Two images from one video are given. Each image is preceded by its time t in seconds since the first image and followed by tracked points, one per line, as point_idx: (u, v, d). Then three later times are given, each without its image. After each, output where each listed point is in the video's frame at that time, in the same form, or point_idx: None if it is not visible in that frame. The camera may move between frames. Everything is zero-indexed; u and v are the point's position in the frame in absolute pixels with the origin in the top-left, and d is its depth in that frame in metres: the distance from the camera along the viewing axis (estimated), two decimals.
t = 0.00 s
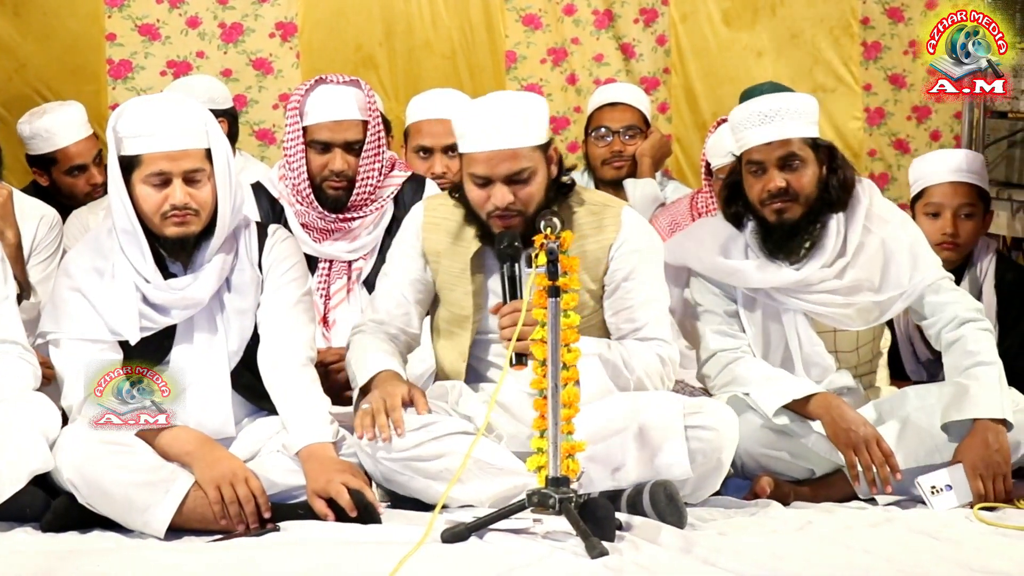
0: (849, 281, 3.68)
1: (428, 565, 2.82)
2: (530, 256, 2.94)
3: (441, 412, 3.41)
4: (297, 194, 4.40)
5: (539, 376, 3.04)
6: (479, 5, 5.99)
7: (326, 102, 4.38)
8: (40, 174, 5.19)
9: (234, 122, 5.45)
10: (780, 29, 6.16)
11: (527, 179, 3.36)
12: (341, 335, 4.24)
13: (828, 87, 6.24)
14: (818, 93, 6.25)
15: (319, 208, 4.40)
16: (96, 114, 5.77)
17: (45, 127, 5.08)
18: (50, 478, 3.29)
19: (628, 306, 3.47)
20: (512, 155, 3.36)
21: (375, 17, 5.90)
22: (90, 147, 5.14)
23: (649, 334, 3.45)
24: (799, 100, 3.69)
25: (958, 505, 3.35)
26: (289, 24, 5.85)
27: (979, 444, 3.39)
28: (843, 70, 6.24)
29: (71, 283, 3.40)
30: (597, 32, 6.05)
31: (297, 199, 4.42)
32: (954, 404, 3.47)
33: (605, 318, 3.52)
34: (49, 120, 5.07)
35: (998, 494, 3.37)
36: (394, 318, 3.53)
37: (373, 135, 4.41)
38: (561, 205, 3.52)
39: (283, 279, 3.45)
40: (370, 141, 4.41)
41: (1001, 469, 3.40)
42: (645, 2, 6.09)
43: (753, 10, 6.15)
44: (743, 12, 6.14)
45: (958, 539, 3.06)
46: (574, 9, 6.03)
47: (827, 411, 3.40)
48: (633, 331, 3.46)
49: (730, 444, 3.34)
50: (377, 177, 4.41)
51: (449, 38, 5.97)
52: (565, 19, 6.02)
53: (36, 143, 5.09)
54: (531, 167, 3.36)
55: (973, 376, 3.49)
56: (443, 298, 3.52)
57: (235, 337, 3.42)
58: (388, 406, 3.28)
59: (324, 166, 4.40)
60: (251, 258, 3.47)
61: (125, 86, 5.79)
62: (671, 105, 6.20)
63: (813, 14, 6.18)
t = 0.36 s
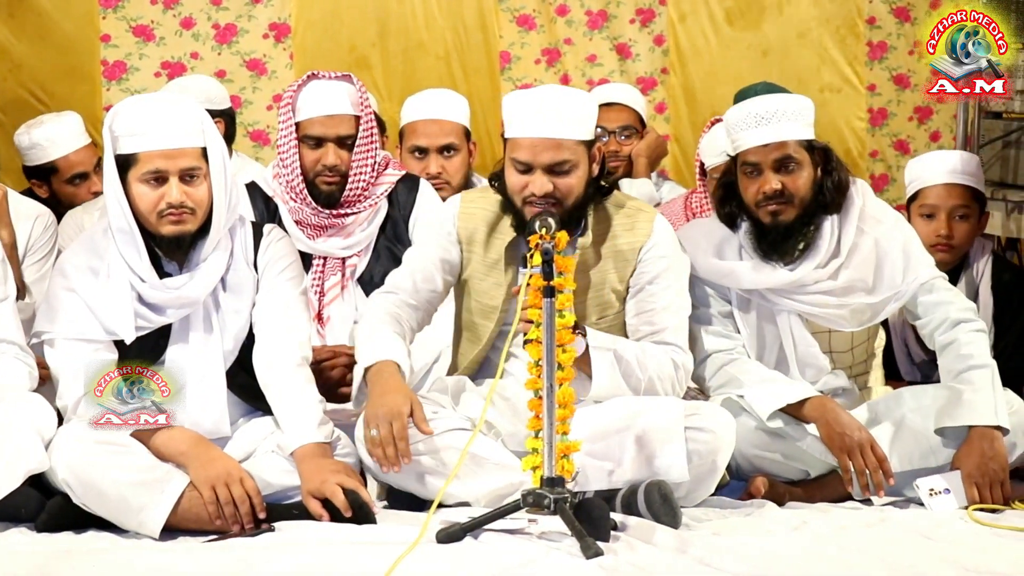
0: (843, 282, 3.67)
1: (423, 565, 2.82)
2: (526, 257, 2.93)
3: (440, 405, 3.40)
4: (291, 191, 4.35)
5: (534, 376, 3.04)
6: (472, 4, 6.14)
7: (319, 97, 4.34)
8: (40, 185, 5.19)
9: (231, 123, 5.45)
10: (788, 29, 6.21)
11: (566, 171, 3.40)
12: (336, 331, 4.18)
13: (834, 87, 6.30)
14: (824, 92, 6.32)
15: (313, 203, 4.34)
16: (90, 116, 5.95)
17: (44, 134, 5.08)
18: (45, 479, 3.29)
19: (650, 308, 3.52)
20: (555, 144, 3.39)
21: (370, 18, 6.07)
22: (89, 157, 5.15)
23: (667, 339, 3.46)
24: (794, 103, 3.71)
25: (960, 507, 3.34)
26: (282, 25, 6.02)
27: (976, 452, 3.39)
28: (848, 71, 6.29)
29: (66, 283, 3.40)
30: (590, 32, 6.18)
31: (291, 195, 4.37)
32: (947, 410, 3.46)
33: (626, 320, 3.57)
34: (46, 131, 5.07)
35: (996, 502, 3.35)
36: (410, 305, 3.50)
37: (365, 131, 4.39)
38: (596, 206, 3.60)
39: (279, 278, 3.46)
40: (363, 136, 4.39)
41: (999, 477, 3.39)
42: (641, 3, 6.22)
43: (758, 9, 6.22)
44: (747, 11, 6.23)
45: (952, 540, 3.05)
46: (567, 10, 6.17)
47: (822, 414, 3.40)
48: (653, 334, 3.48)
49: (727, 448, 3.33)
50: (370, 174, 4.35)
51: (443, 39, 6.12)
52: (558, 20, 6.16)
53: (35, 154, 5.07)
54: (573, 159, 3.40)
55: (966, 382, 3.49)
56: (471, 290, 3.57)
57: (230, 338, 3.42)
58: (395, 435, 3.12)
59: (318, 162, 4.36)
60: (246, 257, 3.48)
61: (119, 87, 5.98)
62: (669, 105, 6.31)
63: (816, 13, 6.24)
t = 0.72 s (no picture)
0: (860, 285, 3.64)
1: (420, 565, 2.82)
2: (523, 257, 2.92)
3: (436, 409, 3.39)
4: (287, 196, 4.31)
5: (531, 376, 3.03)
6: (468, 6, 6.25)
7: (315, 105, 4.31)
8: (35, 185, 5.20)
9: (229, 123, 5.45)
10: (790, 27, 6.30)
11: (558, 170, 3.41)
12: (333, 335, 4.20)
13: (835, 86, 6.36)
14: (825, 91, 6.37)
15: (310, 210, 4.31)
16: (85, 114, 6.09)
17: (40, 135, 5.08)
18: (41, 479, 3.30)
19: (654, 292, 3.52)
20: (545, 144, 3.40)
21: (365, 20, 6.20)
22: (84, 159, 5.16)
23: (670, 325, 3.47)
24: (826, 108, 3.68)
25: (956, 507, 3.33)
26: (278, 26, 6.19)
27: (973, 454, 3.39)
28: (850, 70, 6.36)
29: (61, 283, 3.40)
30: (585, 33, 6.37)
31: (287, 201, 4.33)
32: (952, 408, 3.47)
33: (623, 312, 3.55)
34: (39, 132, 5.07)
35: (991, 502, 3.35)
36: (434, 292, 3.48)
37: (363, 138, 4.34)
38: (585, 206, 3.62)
39: (276, 278, 3.47)
40: (361, 142, 4.33)
41: (995, 478, 3.39)
42: (641, 2, 6.38)
43: (760, 8, 6.33)
44: (750, 10, 6.33)
45: (948, 539, 3.05)
46: (562, 10, 6.36)
47: (824, 418, 3.40)
48: (656, 321, 3.48)
49: (724, 448, 3.34)
50: (367, 180, 4.30)
51: (439, 39, 6.23)
52: (552, 20, 6.36)
53: (27, 154, 5.08)
54: (563, 157, 3.42)
55: (975, 386, 3.50)
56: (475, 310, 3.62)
57: (227, 338, 3.43)
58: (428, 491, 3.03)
59: (314, 169, 4.34)
60: (243, 258, 3.49)
61: (115, 87, 6.14)
62: (670, 104, 6.42)
63: (818, 10, 6.31)
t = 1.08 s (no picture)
0: (854, 286, 3.63)
1: (417, 565, 2.82)
2: (519, 256, 2.92)
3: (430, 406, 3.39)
4: (285, 198, 4.30)
5: (528, 376, 3.03)
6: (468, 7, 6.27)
7: (315, 108, 4.30)
8: (21, 161, 5.26)
9: (228, 123, 5.46)
10: (790, 26, 6.25)
11: (537, 172, 3.35)
12: (331, 337, 4.19)
13: (836, 86, 6.27)
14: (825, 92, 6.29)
15: (308, 213, 4.31)
16: (82, 115, 6.11)
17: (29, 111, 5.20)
18: (39, 479, 3.30)
19: (635, 287, 3.47)
20: (523, 146, 3.34)
21: (361, 21, 6.22)
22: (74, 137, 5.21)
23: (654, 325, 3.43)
24: (807, 111, 3.64)
25: (952, 506, 3.34)
26: (274, 26, 6.20)
27: (971, 452, 3.39)
28: (851, 70, 6.25)
29: (60, 284, 3.40)
30: (584, 32, 6.47)
31: (285, 203, 4.32)
32: (948, 408, 3.49)
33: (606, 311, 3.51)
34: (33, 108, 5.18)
35: (987, 501, 3.36)
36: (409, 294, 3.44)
37: (361, 139, 4.33)
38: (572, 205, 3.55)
39: (274, 279, 3.46)
40: (359, 145, 4.33)
41: (992, 478, 3.39)
42: (640, 2, 6.49)
43: (760, 8, 6.30)
44: (749, 11, 6.32)
45: (946, 540, 3.05)
46: (561, 10, 6.45)
47: (822, 416, 3.39)
48: (640, 322, 3.44)
49: (722, 449, 3.34)
50: (366, 182, 4.33)
51: (439, 40, 6.25)
52: (552, 20, 6.45)
53: (11, 127, 5.23)
54: (541, 159, 3.35)
55: (970, 385, 3.48)
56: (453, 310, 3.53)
57: (225, 339, 3.42)
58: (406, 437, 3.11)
59: (313, 172, 4.34)
60: (242, 260, 3.48)
61: (113, 88, 6.17)
62: (667, 103, 6.57)
63: (818, 11, 6.21)
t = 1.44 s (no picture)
0: (840, 286, 3.64)
1: (416, 565, 2.82)
2: (519, 257, 2.93)
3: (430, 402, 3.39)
4: (285, 194, 4.34)
5: (528, 375, 3.03)
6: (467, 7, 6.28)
7: (314, 100, 4.32)
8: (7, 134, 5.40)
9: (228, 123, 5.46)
10: (789, 26, 6.29)
11: (536, 170, 3.34)
12: (330, 335, 4.16)
13: (834, 86, 6.33)
14: (823, 91, 6.33)
15: (307, 207, 4.33)
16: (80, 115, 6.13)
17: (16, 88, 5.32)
18: (39, 479, 3.30)
19: (624, 303, 3.47)
20: (521, 144, 3.33)
21: (358, 21, 6.22)
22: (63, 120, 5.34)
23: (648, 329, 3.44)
24: (783, 112, 3.62)
25: (943, 506, 3.35)
26: (272, 26, 6.20)
27: (966, 451, 3.38)
28: (848, 70, 6.32)
29: (59, 283, 3.40)
30: (584, 32, 6.44)
31: (284, 198, 4.36)
32: (942, 409, 3.47)
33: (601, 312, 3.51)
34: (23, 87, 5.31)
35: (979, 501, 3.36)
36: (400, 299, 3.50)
37: (359, 133, 4.35)
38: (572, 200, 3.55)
39: (274, 279, 3.46)
40: (358, 139, 4.35)
41: (986, 478, 3.38)
42: (639, 2, 6.44)
43: (759, 8, 6.32)
44: (748, 10, 6.32)
45: (944, 539, 3.05)
46: (561, 10, 6.43)
47: (818, 412, 3.39)
48: (634, 324, 3.45)
49: (721, 448, 3.33)
50: (365, 176, 4.33)
51: (438, 39, 6.26)
52: (552, 20, 6.42)
53: None
54: (540, 158, 3.34)
55: (962, 383, 3.47)
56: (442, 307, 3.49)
57: (224, 339, 3.42)
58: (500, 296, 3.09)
59: (311, 164, 4.35)
60: (241, 260, 3.48)
61: (111, 88, 6.18)
62: (666, 102, 6.52)
63: (817, 11, 6.28)
